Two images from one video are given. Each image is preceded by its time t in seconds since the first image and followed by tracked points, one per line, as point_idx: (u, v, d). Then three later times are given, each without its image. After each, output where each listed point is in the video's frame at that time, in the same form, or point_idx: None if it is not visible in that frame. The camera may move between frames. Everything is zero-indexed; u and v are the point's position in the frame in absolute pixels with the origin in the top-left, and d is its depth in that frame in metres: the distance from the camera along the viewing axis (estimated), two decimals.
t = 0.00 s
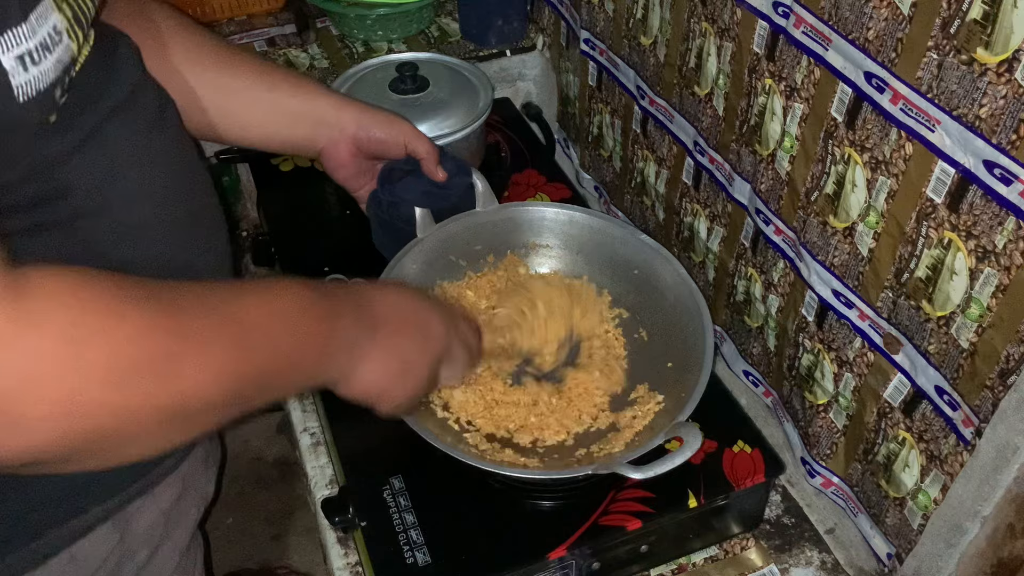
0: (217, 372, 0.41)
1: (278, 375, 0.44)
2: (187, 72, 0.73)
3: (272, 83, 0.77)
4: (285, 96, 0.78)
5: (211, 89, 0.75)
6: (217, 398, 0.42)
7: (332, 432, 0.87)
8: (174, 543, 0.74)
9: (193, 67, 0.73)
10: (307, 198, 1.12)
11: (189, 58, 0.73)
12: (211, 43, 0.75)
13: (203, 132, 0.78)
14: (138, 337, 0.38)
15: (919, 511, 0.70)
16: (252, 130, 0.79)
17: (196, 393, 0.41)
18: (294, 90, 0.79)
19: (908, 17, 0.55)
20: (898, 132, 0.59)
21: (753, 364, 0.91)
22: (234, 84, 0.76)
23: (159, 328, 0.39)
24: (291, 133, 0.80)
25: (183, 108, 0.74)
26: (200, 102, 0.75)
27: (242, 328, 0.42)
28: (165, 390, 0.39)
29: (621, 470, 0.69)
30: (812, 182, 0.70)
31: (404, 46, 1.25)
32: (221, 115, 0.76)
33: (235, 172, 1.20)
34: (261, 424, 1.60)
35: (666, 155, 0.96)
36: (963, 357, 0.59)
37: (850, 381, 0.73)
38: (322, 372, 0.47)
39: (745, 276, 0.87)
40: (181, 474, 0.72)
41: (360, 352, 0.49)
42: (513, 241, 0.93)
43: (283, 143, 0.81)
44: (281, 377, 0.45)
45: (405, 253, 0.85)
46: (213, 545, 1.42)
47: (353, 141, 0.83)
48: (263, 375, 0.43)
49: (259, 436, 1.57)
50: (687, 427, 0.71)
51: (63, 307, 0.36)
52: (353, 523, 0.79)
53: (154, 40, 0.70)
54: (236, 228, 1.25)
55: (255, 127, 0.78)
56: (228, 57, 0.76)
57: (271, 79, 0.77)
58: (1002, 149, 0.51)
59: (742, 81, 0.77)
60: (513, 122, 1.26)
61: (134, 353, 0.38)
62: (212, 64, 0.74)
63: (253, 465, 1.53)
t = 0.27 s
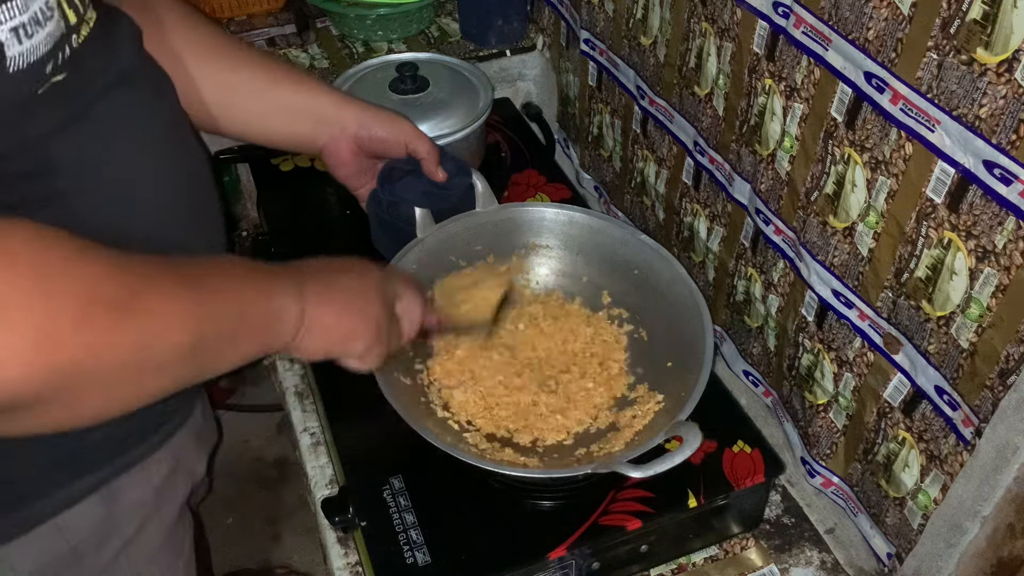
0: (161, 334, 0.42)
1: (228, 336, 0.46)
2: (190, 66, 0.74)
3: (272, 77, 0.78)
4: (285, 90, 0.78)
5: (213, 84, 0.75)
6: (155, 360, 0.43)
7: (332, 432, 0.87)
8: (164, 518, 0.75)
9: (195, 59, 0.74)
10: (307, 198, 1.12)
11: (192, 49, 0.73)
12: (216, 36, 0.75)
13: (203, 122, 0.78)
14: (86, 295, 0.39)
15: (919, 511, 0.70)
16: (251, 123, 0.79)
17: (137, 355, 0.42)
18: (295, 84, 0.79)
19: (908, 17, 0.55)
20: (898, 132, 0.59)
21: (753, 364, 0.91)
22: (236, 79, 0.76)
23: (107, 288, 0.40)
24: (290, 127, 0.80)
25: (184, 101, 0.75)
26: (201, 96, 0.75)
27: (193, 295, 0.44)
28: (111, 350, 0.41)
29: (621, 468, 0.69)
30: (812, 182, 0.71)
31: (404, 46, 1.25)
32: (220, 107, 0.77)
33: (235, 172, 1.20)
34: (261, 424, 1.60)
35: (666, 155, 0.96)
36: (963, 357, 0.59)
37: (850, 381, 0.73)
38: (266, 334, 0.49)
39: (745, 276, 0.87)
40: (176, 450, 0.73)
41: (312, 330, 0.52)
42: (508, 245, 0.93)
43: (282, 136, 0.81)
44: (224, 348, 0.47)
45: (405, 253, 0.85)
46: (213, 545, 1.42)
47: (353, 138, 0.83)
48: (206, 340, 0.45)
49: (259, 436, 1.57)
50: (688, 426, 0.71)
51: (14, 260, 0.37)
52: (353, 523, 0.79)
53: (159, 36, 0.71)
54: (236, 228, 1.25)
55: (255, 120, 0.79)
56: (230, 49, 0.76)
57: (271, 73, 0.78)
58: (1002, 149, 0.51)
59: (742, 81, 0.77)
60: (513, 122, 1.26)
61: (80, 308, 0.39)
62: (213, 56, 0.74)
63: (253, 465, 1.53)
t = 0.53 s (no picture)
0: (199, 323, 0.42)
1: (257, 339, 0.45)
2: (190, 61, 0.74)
3: (272, 73, 0.78)
4: (285, 86, 0.79)
5: (213, 79, 0.76)
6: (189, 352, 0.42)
7: (332, 432, 0.87)
8: (150, 508, 0.77)
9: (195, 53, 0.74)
10: (307, 197, 1.12)
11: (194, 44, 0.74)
12: (218, 32, 0.76)
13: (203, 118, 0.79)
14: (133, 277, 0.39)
15: (919, 511, 0.70)
16: (250, 120, 0.79)
17: (174, 345, 0.42)
18: (295, 81, 0.79)
19: (908, 17, 0.55)
20: (898, 132, 0.59)
21: (753, 364, 0.91)
22: (236, 74, 0.77)
23: (151, 274, 0.40)
24: (289, 124, 0.80)
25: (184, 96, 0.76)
26: (201, 91, 0.76)
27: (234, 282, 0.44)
28: (146, 335, 0.40)
29: (620, 467, 0.69)
30: (812, 182, 0.71)
31: (404, 46, 1.25)
32: (220, 102, 0.77)
33: (235, 172, 1.20)
34: (261, 424, 1.60)
35: (666, 154, 0.96)
36: (963, 357, 0.59)
37: (850, 381, 0.73)
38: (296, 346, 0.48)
39: (745, 276, 0.87)
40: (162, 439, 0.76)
41: (353, 347, 0.52)
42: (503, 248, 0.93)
43: (281, 133, 0.81)
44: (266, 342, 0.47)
45: (406, 253, 0.85)
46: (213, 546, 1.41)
47: (353, 136, 0.83)
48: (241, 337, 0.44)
49: (259, 436, 1.57)
50: (687, 424, 0.71)
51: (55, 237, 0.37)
52: (353, 523, 0.79)
53: (160, 31, 0.71)
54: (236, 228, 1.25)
55: (253, 116, 0.79)
56: (231, 45, 0.77)
57: (272, 69, 0.78)
58: (1002, 149, 0.51)
59: (742, 81, 0.77)
60: (513, 122, 1.26)
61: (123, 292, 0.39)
62: (213, 51, 0.75)
63: (253, 465, 1.53)
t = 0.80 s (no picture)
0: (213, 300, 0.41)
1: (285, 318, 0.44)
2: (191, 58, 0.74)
3: (273, 71, 0.78)
4: (285, 84, 0.79)
5: (213, 75, 0.76)
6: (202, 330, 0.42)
7: (331, 432, 0.87)
8: (155, 498, 0.77)
9: (195, 50, 0.74)
10: (307, 197, 1.12)
11: (195, 40, 0.74)
12: (219, 29, 0.76)
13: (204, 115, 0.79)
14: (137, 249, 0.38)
15: (919, 511, 0.70)
16: (250, 117, 0.80)
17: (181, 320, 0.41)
18: (295, 79, 0.79)
19: (908, 17, 0.55)
20: (898, 132, 0.59)
21: (753, 364, 0.91)
22: (236, 72, 0.77)
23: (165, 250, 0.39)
24: (289, 122, 0.81)
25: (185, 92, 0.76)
26: (201, 87, 0.76)
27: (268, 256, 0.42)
28: (161, 309, 0.40)
29: (621, 469, 0.69)
30: (812, 182, 0.71)
31: (404, 45, 1.25)
32: (221, 99, 0.78)
33: (235, 172, 1.20)
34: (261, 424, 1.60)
35: (666, 154, 0.96)
36: (963, 357, 0.59)
37: (850, 381, 0.73)
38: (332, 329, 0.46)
39: (745, 276, 0.87)
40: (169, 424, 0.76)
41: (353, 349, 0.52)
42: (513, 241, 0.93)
43: (281, 131, 0.81)
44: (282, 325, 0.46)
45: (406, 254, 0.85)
46: (212, 545, 1.41)
47: (353, 135, 0.83)
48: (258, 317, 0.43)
49: (259, 436, 1.57)
50: (688, 426, 0.71)
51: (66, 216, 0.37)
52: (353, 523, 0.79)
53: (161, 26, 0.72)
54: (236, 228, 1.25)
55: (253, 113, 0.79)
56: (232, 43, 0.77)
57: (272, 67, 0.78)
58: (1002, 149, 0.51)
59: (742, 81, 0.77)
60: (513, 122, 1.26)
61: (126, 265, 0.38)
62: (214, 48, 0.75)
63: (253, 465, 1.53)
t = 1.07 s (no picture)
0: (233, 287, 0.41)
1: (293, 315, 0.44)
2: (191, 56, 0.74)
3: (274, 70, 0.78)
4: (286, 83, 0.79)
5: (213, 73, 0.76)
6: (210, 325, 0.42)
7: (332, 432, 0.87)
8: (158, 496, 0.77)
9: (196, 47, 0.75)
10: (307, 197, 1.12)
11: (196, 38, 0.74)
12: (221, 27, 0.76)
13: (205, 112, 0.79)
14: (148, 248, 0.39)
15: (919, 511, 0.70)
16: (251, 116, 0.80)
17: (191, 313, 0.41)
18: (296, 78, 0.79)
19: (908, 17, 0.55)
20: (898, 132, 0.59)
21: (753, 364, 0.91)
22: (237, 70, 0.77)
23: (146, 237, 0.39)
24: (290, 121, 0.81)
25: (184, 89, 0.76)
26: (201, 85, 0.76)
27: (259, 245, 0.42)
28: (147, 297, 0.39)
29: (621, 468, 0.69)
30: (812, 182, 0.71)
31: (404, 45, 1.25)
32: (221, 97, 0.78)
33: (235, 172, 1.20)
34: (261, 424, 1.60)
35: (666, 154, 0.96)
36: (963, 357, 0.59)
37: (850, 381, 0.73)
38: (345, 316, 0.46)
39: (745, 276, 0.87)
40: (169, 423, 0.76)
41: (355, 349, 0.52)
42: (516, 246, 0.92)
43: (281, 130, 0.81)
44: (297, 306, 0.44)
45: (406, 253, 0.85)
46: (213, 545, 1.41)
47: (353, 134, 0.83)
48: (265, 306, 0.43)
49: (259, 436, 1.57)
50: (688, 425, 0.71)
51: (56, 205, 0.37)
52: (353, 523, 0.79)
53: (162, 26, 0.72)
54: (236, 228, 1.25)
55: (254, 112, 0.79)
56: (233, 41, 0.77)
57: (274, 66, 0.78)
58: (1002, 149, 0.51)
59: (742, 81, 0.77)
60: (513, 122, 1.26)
61: (122, 257, 0.38)
62: (215, 47, 0.76)
63: (253, 464, 1.53)
